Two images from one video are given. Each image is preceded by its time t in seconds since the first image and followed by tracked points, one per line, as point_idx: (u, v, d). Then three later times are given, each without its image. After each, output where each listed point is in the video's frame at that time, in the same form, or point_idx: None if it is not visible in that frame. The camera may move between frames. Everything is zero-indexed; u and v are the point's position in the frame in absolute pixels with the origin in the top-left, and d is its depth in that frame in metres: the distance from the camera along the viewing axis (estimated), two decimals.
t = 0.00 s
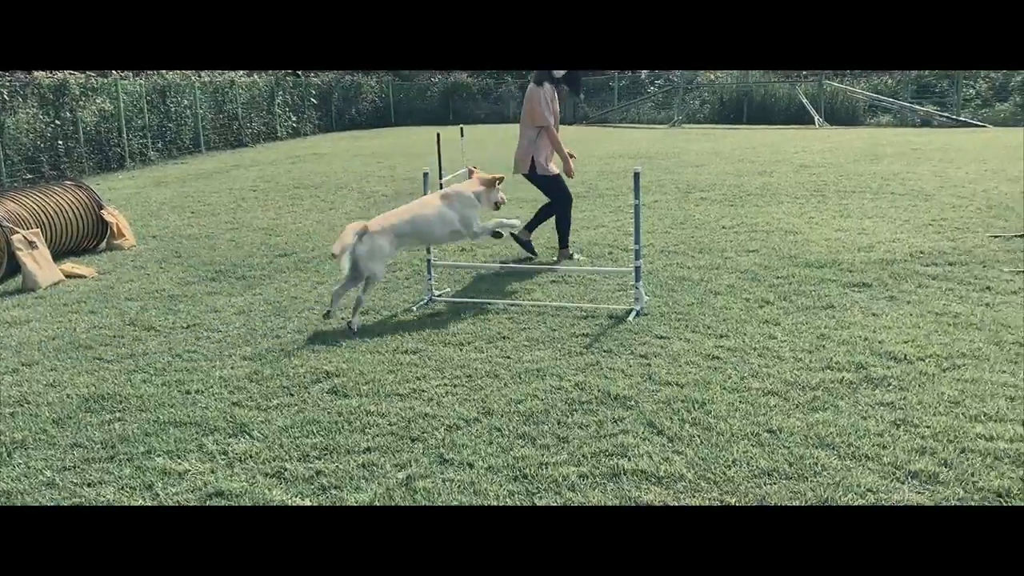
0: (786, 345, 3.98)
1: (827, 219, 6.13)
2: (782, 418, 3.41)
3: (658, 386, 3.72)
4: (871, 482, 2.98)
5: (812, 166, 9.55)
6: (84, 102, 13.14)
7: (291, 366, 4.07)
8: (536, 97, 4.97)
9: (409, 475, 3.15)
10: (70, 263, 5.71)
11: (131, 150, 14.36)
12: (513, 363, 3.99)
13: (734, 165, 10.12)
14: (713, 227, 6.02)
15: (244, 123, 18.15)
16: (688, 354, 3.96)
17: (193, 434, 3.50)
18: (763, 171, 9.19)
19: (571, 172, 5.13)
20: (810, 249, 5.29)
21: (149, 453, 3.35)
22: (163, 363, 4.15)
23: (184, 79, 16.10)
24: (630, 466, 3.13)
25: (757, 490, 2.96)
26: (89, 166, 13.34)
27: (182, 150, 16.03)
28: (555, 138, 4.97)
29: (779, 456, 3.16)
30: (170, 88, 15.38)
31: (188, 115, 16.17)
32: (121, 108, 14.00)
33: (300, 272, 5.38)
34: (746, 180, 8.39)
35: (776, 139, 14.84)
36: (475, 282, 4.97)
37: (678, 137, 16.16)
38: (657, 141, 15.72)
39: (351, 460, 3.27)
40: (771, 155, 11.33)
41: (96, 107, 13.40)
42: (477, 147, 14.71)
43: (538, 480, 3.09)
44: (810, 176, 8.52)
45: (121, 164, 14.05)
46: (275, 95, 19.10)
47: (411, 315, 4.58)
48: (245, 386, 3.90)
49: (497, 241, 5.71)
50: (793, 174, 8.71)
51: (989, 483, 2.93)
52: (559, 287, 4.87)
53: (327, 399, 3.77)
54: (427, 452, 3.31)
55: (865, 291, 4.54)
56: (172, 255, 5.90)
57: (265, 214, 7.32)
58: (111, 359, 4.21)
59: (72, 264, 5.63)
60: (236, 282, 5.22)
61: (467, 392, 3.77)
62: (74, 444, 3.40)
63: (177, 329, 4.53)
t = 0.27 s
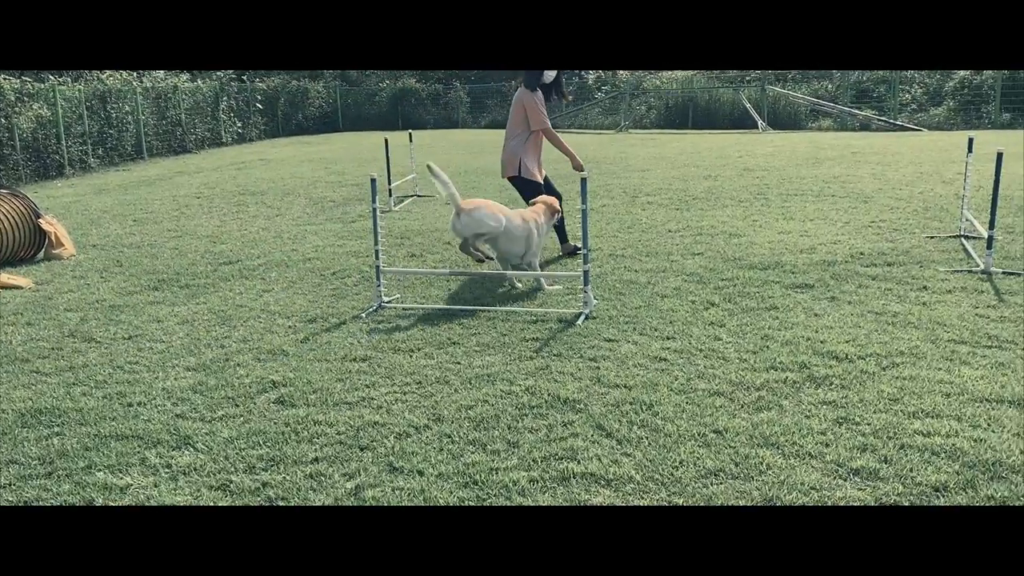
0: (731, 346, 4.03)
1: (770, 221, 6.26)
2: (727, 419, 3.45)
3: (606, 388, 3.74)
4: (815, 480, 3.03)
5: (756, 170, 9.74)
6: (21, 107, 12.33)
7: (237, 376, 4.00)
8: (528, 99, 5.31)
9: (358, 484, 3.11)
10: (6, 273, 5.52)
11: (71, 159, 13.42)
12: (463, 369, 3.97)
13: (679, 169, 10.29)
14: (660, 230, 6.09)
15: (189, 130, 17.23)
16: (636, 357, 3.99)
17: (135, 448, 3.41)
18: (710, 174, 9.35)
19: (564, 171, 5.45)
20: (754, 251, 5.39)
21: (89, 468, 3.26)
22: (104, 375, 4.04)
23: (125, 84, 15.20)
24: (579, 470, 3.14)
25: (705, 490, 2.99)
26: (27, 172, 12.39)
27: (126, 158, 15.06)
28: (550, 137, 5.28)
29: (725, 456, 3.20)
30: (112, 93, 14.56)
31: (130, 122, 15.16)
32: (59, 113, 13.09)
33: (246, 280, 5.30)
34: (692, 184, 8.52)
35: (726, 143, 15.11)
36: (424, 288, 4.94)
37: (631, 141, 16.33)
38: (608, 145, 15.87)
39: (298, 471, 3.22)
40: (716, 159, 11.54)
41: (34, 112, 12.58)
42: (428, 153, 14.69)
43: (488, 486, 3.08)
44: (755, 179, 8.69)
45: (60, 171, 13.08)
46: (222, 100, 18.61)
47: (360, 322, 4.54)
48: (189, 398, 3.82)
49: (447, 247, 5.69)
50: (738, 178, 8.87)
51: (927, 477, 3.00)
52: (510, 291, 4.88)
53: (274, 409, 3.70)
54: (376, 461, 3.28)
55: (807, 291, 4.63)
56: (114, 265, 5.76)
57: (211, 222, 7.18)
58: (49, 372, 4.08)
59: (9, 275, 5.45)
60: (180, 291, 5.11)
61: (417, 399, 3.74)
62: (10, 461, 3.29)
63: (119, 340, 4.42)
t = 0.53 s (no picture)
0: (714, 347, 4.04)
1: (752, 222, 6.28)
2: (710, 419, 3.46)
3: (590, 390, 3.74)
4: (797, 480, 3.04)
5: (738, 171, 9.79)
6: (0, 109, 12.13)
7: (219, 380, 3.97)
8: (525, 98, 5.31)
9: (341, 488, 3.10)
10: None
11: (50, 161, 13.25)
12: (447, 372, 3.96)
13: (662, 171, 10.33)
14: (644, 231, 6.10)
15: (171, 131, 17.04)
16: (620, 358, 4.00)
17: (116, 453, 3.38)
18: (692, 176, 9.39)
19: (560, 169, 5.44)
20: (736, 252, 5.41)
21: (69, 474, 3.22)
22: (84, 380, 4.00)
23: (106, 86, 15.03)
24: (563, 471, 3.14)
25: (688, 491, 3.00)
26: (5, 175, 12.23)
27: (106, 160, 14.88)
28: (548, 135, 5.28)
29: (709, 457, 3.21)
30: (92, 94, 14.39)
31: (111, 124, 15.00)
32: (39, 115, 12.91)
33: (228, 283, 5.26)
34: (675, 185, 8.55)
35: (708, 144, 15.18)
36: (408, 290, 4.93)
37: (615, 142, 16.35)
38: (592, 147, 15.88)
39: (281, 474, 3.20)
40: (699, 160, 11.58)
41: (12, 114, 12.40)
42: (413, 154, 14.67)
43: (472, 489, 3.08)
44: (737, 181, 8.73)
45: (39, 174, 12.91)
46: (202, 101, 18.33)
47: (343, 325, 4.51)
48: (170, 402, 3.78)
49: (430, 249, 5.68)
50: (721, 179, 8.91)
51: (908, 476, 3.02)
52: (495, 293, 4.88)
53: (256, 413, 3.68)
54: (360, 464, 3.26)
55: (789, 292, 4.65)
56: (94, 268, 5.71)
57: (193, 224, 7.12)
58: (27, 377, 4.04)
59: None
60: (161, 295, 5.07)
61: (401, 402, 3.73)
62: None
63: (99, 344, 4.38)
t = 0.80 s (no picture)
0: (697, 348, 4.05)
1: (735, 223, 6.30)
2: (694, 420, 3.47)
3: (574, 391, 3.73)
4: (780, 480, 3.06)
5: (721, 172, 9.83)
6: None
7: (200, 383, 3.94)
8: (521, 100, 5.28)
9: (325, 492, 3.08)
10: None
11: (30, 163, 13.10)
12: (431, 374, 3.94)
13: (646, 172, 10.35)
14: (627, 232, 6.11)
15: (152, 133, 16.89)
16: (604, 359, 4.00)
17: (96, 457, 3.35)
18: (675, 177, 9.42)
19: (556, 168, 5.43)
20: (719, 253, 5.42)
21: (48, 479, 3.19)
22: (64, 384, 3.95)
23: (86, 87, 14.88)
24: (547, 473, 3.14)
25: (672, 492, 3.02)
26: None
27: (87, 162, 14.75)
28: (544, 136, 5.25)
29: (692, 457, 3.21)
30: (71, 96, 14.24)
31: (91, 126, 14.87)
32: (17, 117, 12.77)
33: (209, 286, 5.22)
34: (658, 187, 8.57)
35: (691, 146, 15.25)
36: (392, 292, 4.91)
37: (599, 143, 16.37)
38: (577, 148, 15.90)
39: (263, 478, 3.18)
40: (683, 162, 11.62)
41: None
42: (397, 156, 14.64)
43: (456, 492, 3.08)
44: (720, 182, 8.76)
45: (18, 176, 12.76)
46: (184, 103, 18.14)
47: (326, 328, 4.49)
48: (151, 406, 3.75)
49: (414, 250, 5.66)
50: (704, 181, 8.94)
51: (890, 475, 3.04)
52: (479, 296, 4.86)
53: (238, 416, 3.65)
54: (343, 467, 3.24)
55: (771, 293, 4.67)
56: (74, 271, 5.66)
57: (175, 227, 7.07)
58: (6, 381, 3.99)
59: None
60: (142, 298, 5.03)
61: (384, 405, 3.71)
62: None
63: (78, 348, 4.34)
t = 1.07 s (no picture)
0: (680, 349, 4.06)
1: (718, 224, 6.33)
2: (677, 420, 3.48)
3: (558, 393, 3.73)
4: (762, 480, 3.07)
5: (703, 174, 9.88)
6: None
7: (182, 387, 3.91)
8: (515, 99, 5.28)
9: (308, 496, 3.07)
10: None
11: (9, 166, 12.95)
12: (415, 376, 3.92)
13: (630, 174, 10.38)
14: (611, 234, 6.12)
15: (134, 135, 16.74)
16: (588, 360, 4.00)
17: (76, 463, 3.31)
18: (658, 179, 9.45)
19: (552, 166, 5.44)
20: (702, 254, 5.44)
21: (27, 486, 3.16)
22: (44, 389, 3.91)
23: (66, 89, 14.73)
24: (531, 474, 3.14)
25: (655, 493, 3.03)
26: None
27: (67, 165, 14.60)
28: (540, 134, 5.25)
29: (675, 458, 3.22)
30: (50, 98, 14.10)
31: (72, 128, 14.73)
32: None
33: (191, 289, 5.18)
34: (642, 188, 8.59)
35: (675, 148, 15.30)
36: (375, 294, 4.89)
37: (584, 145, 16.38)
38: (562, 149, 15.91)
39: (246, 483, 3.16)
40: (667, 163, 11.66)
41: None
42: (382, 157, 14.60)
43: (440, 494, 3.07)
44: (703, 183, 8.79)
45: None
46: (167, 106, 17.99)
47: (309, 330, 4.47)
48: (132, 410, 3.71)
49: (398, 253, 5.64)
50: (687, 182, 8.97)
51: (871, 475, 3.06)
52: (464, 297, 4.84)
53: (220, 420, 3.63)
54: (326, 471, 3.23)
55: (754, 293, 4.69)
56: (53, 275, 5.60)
57: (157, 230, 7.02)
58: None
59: None
60: (123, 302, 4.99)
61: (367, 408, 3.69)
62: None
63: (58, 352, 4.29)
